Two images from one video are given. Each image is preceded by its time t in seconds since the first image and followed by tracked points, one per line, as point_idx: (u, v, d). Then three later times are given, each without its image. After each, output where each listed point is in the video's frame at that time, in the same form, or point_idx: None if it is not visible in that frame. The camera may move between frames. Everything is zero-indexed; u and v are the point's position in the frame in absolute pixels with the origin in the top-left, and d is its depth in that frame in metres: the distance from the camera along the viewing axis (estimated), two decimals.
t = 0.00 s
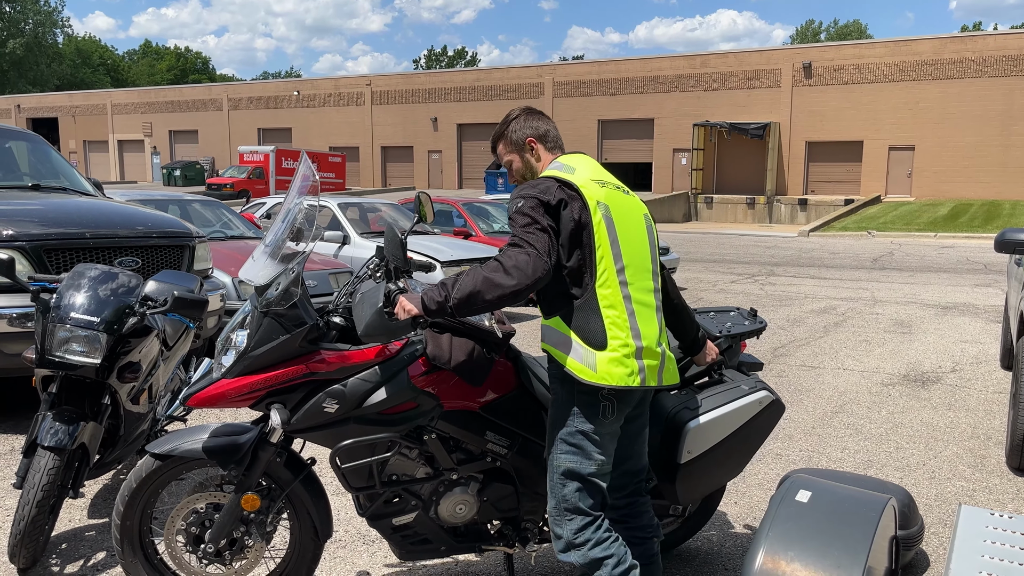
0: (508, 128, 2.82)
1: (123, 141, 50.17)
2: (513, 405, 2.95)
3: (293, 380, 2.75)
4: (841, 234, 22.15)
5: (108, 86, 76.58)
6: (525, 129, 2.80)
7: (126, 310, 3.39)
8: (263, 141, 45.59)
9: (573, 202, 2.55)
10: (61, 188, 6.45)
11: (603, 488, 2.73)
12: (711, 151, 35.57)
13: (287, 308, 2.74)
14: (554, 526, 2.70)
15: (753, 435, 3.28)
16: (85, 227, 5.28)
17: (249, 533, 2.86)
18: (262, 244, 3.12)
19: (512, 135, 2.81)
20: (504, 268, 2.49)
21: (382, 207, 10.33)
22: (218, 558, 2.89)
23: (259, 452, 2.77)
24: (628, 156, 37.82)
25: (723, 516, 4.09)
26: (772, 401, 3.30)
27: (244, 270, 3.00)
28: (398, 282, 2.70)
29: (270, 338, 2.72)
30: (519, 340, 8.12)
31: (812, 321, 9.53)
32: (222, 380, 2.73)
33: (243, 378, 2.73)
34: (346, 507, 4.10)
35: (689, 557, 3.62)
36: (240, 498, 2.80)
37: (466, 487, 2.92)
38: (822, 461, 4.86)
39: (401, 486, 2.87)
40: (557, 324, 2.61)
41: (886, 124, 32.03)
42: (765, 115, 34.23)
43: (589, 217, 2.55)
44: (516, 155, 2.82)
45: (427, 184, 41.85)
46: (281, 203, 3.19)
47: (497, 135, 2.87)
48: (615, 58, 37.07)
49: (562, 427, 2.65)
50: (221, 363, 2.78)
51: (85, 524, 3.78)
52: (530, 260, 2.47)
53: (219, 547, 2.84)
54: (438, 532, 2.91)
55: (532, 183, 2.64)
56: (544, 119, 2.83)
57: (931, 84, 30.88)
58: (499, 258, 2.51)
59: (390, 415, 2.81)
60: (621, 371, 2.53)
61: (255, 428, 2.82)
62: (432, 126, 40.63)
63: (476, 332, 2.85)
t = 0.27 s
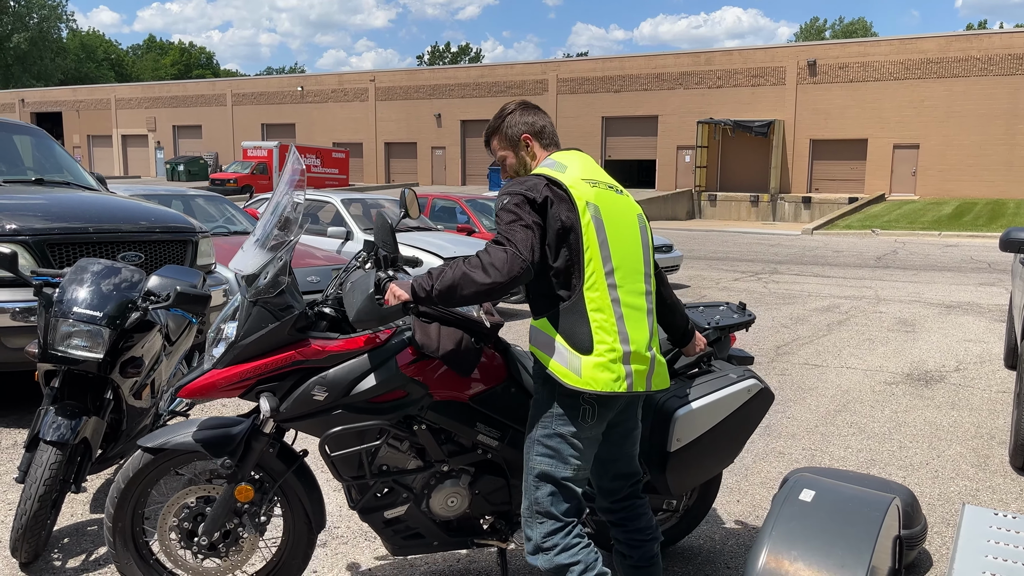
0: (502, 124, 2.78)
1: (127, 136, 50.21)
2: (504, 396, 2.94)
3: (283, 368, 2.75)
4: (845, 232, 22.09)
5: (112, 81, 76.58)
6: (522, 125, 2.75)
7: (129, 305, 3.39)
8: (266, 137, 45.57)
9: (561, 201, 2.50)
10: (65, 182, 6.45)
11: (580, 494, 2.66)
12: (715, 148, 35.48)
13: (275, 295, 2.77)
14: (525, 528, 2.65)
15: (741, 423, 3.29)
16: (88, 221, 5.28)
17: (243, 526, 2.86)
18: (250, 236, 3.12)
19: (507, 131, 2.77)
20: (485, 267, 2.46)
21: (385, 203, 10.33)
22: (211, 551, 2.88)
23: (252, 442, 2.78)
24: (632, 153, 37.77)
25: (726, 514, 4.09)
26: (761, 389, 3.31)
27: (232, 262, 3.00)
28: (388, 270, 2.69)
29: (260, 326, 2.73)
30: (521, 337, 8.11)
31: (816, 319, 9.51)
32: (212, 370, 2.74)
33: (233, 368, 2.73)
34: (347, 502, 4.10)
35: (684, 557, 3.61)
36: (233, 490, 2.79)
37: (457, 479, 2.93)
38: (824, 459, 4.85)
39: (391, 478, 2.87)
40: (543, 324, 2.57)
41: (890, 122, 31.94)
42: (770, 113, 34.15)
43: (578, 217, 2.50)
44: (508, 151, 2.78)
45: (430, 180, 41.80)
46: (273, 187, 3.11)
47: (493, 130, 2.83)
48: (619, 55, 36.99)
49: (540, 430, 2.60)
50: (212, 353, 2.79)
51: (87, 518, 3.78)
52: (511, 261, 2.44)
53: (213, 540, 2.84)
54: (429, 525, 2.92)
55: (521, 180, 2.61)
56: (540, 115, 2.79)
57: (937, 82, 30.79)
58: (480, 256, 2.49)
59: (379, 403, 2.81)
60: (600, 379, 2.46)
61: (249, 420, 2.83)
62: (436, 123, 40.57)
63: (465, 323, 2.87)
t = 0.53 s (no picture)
0: (503, 109, 2.74)
1: (135, 130, 50.30)
2: (488, 388, 2.94)
3: (265, 354, 2.73)
4: (852, 231, 22.01)
5: (120, 74, 76.76)
6: (525, 109, 2.71)
7: (136, 298, 3.40)
8: (273, 131, 45.62)
9: (558, 200, 2.46)
10: (73, 175, 6.47)
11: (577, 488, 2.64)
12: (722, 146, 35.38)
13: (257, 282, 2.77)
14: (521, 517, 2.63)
15: (727, 412, 3.28)
16: (95, 214, 5.30)
17: (229, 516, 2.86)
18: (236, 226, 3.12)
19: (508, 117, 2.73)
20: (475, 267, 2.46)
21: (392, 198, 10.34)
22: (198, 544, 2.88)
23: (238, 432, 2.78)
24: (638, 151, 37.70)
25: (729, 512, 4.08)
26: (745, 379, 3.31)
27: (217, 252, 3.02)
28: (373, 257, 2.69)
29: (242, 313, 2.72)
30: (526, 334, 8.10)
31: (822, 319, 9.47)
32: (195, 358, 2.72)
33: (216, 355, 2.71)
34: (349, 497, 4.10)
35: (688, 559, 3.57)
36: (220, 481, 2.78)
37: (442, 472, 2.92)
38: (829, 459, 4.84)
39: (375, 469, 2.85)
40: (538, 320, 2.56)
41: (899, 121, 31.81)
42: (777, 111, 34.04)
43: (576, 215, 2.48)
44: (507, 137, 2.75)
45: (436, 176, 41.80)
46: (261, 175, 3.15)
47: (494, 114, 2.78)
48: (627, 52, 36.92)
49: (539, 421, 2.59)
50: (195, 343, 2.78)
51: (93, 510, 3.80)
52: (497, 264, 2.44)
53: (199, 532, 2.84)
54: (415, 519, 2.89)
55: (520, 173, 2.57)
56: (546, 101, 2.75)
57: (946, 81, 30.64)
58: (466, 256, 2.49)
59: (361, 391, 2.79)
60: (602, 375, 2.46)
61: (234, 410, 2.84)
62: (442, 118, 40.52)
63: (450, 314, 2.85)
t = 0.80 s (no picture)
0: (502, 104, 2.72)
1: (149, 124, 50.55)
2: (474, 385, 2.96)
3: (247, 347, 2.73)
4: (866, 232, 21.87)
5: (135, 68, 77.18)
6: (522, 105, 2.69)
7: (149, 291, 3.39)
8: (287, 127, 45.75)
9: (567, 202, 2.45)
10: (88, 168, 6.51)
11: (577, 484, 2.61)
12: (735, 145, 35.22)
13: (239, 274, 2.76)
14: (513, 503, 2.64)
15: (716, 412, 3.27)
16: (111, 208, 5.33)
17: (214, 509, 2.87)
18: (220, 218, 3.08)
19: (506, 113, 2.71)
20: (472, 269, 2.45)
21: (404, 194, 10.35)
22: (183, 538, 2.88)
23: (223, 425, 2.78)
24: (652, 149, 37.58)
25: (738, 513, 4.07)
26: (733, 378, 3.29)
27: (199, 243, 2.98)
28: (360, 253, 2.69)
29: (225, 306, 2.72)
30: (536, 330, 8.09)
31: (835, 320, 9.41)
32: (178, 351, 2.73)
33: (199, 347, 2.72)
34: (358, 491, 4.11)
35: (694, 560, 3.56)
36: (204, 473, 2.79)
37: (428, 468, 2.92)
38: (841, 461, 4.81)
39: (359, 462, 2.85)
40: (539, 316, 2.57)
41: (914, 122, 31.56)
42: (792, 110, 33.86)
43: (587, 213, 2.47)
44: (513, 129, 2.71)
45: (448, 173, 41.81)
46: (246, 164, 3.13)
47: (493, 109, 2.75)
48: (640, 50, 36.82)
49: (544, 410, 2.56)
50: (180, 334, 2.79)
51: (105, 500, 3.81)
52: (487, 269, 2.44)
53: (185, 528, 2.86)
54: (400, 515, 2.90)
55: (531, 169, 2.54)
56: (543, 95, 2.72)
57: (962, 82, 30.39)
58: (454, 258, 2.49)
59: (343, 384, 2.80)
60: (610, 375, 2.45)
61: (218, 404, 2.84)
62: (455, 115, 40.51)
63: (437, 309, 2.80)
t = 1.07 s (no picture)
0: (504, 101, 2.67)
1: (171, 119, 51.01)
2: (466, 385, 2.94)
3: (235, 342, 2.74)
4: (887, 233, 21.66)
5: (158, 64, 77.87)
6: (522, 103, 2.65)
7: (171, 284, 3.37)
8: (307, 123, 45.99)
9: (570, 210, 2.43)
10: (111, 162, 6.58)
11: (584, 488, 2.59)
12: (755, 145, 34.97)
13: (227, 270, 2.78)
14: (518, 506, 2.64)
15: (713, 415, 3.25)
16: (133, 202, 5.38)
17: (203, 504, 2.88)
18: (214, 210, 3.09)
19: (507, 111, 2.67)
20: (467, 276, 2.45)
21: (423, 191, 10.37)
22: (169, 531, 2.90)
23: (212, 420, 2.80)
24: (671, 148, 37.40)
25: (755, 515, 4.05)
26: (729, 381, 3.28)
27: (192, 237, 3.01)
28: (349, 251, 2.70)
29: (214, 301, 2.75)
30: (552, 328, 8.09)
31: (855, 321, 9.33)
32: (169, 345, 2.77)
33: (188, 342, 2.75)
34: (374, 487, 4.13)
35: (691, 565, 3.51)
36: (193, 468, 2.81)
37: (419, 467, 2.91)
38: (861, 464, 4.77)
39: (347, 460, 2.85)
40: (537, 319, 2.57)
41: (938, 122, 31.19)
42: (813, 110, 33.56)
43: (592, 218, 2.43)
44: (516, 127, 2.67)
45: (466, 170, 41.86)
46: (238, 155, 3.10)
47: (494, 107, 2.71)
48: (660, 48, 36.66)
49: (547, 415, 2.55)
50: (171, 329, 2.83)
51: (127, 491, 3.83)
52: (477, 277, 2.44)
53: (173, 520, 2.87)
54: (390, 514, 2.89)
55: (537, 172, 2.49)
56: (541, 92, 2.67)
57: (988, 82, 29.96)
58: (445, 261, 2.50)
59: (330, 381, 2.80)
60: (615, 381, 2.43)
61: (208, 398, 2.84)
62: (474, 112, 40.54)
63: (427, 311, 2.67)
